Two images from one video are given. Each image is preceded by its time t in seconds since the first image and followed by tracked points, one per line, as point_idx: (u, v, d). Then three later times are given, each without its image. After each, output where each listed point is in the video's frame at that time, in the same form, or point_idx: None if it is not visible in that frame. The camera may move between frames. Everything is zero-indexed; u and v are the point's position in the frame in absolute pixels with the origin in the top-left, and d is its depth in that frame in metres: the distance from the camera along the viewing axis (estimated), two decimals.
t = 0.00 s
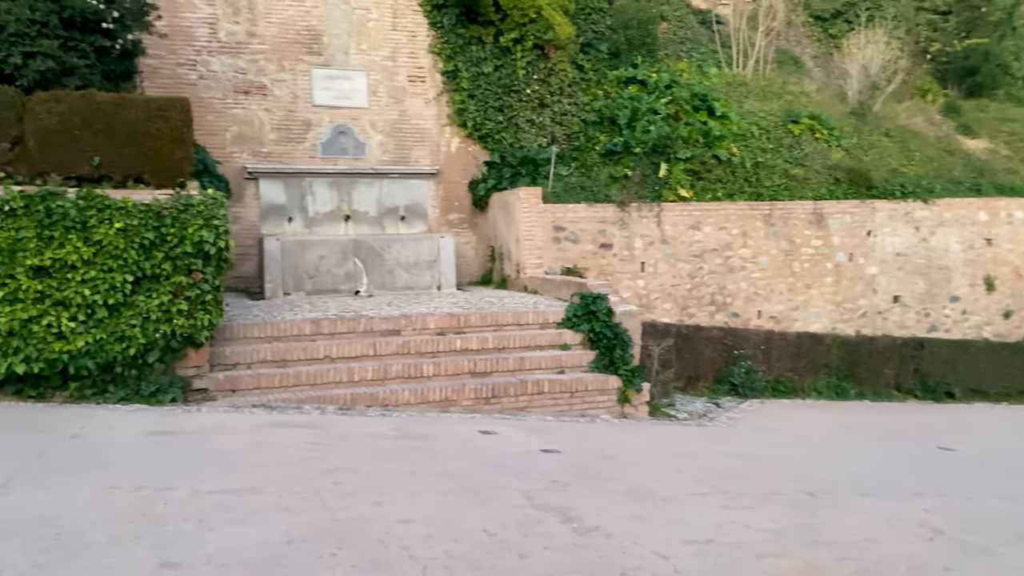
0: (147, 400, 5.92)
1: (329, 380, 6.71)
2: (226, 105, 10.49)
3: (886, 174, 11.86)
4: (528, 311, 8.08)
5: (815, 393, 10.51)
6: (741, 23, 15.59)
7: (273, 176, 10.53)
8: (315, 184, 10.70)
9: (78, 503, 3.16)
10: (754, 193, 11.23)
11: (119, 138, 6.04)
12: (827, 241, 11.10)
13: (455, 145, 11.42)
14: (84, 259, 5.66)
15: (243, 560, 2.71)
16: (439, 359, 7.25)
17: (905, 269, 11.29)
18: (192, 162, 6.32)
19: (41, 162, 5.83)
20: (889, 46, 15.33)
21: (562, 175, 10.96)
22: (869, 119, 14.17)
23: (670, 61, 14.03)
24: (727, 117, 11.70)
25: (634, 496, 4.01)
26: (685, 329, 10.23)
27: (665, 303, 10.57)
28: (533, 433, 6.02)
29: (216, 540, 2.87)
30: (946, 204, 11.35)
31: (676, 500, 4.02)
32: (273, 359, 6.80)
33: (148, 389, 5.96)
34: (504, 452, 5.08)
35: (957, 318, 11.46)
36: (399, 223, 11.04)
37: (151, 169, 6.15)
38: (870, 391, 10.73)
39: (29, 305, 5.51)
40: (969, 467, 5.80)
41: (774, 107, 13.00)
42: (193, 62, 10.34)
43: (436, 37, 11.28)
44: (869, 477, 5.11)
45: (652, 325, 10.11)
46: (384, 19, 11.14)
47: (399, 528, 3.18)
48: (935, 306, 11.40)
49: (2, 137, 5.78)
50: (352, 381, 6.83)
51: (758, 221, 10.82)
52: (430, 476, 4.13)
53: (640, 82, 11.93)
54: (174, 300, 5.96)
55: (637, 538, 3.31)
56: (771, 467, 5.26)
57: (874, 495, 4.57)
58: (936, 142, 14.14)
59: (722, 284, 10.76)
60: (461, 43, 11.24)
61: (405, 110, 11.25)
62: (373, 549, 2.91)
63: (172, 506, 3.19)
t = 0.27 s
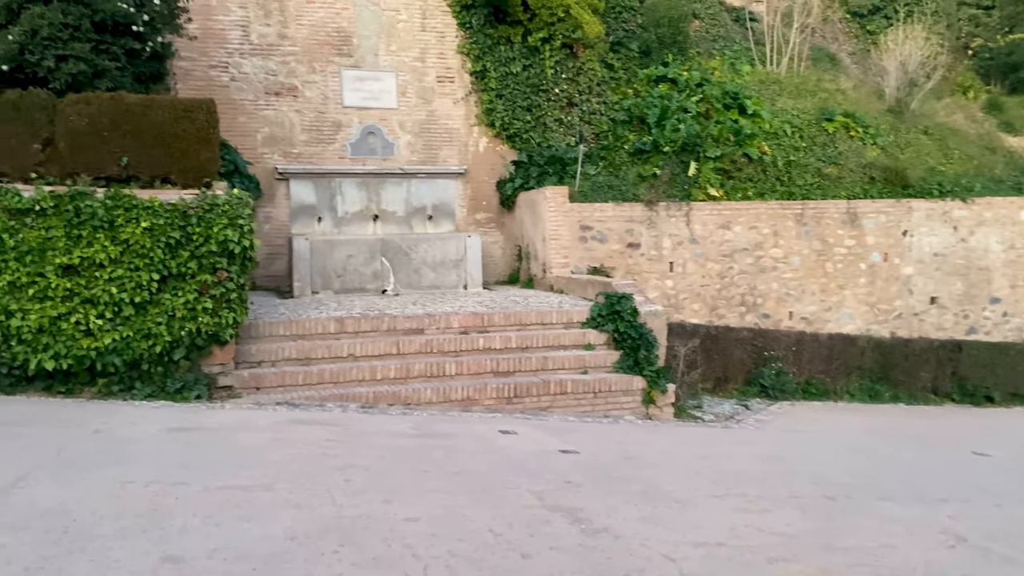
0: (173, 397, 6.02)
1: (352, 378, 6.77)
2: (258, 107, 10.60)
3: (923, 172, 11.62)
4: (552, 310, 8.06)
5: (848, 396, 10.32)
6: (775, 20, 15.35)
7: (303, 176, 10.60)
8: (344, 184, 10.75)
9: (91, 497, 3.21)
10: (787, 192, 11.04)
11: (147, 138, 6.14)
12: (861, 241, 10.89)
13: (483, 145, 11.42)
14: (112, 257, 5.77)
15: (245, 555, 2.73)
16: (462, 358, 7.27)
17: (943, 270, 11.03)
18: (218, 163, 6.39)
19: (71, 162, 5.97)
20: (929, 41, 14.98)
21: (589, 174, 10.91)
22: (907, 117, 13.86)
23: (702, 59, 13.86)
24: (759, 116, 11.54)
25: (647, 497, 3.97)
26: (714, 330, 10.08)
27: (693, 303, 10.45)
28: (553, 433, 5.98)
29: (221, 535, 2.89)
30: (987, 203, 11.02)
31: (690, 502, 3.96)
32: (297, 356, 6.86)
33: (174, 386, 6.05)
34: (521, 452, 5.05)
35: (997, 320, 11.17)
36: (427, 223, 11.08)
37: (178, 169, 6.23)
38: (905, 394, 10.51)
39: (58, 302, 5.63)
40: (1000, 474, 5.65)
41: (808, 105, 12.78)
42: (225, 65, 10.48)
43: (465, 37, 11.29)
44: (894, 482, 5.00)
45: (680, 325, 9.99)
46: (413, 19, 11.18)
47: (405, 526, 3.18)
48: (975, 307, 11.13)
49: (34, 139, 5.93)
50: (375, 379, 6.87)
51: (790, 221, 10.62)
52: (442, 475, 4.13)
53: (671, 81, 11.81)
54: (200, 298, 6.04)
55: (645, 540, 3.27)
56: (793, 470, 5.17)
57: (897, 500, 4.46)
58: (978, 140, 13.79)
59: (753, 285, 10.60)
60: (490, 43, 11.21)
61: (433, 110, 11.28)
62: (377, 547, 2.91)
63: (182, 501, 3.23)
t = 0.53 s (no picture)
0: (194, 395, 6.08)
1: (371, 378, 6.80)
2: (284, 109, 10.69)
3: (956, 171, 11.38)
4: (572, 311, 8.03)
5: (876, 399, 10.13)
6: (805, 18, 15.12)
7: (328, 177, 10.64)
8: (368, 185, 10.77)
9: (100, 494, 3.26)
10: (814, 192, 10.87)
11: (169, 140, 6.24)
12: (891, 242, 10.70)
13: (507, 146, 11.43)
14: (134, 257, 5.86)
15: (246, 553, 2.75)
16: (480, 359, 7.27)
17: (976, 271, 10.82)
18: (239, 164, 6.46)
19: (95, 164, 6.11)
20: (963, 38, 14.66)
21: (613, 174, 10.84)
22: (941, 115, 13.57)
23: (730, 58, 13.70)
24: (786, 115, 11.40)
25: (656, 500, 3.93)
26: (739, 332, 9.93)
27: (718, 304, 10.32)
28: (569, 436, 5.94)
29: (223, 533, 2.92)
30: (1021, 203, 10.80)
31: (700, 506, 3.92)
32: (317, 356, 6.90)
33: (194, 385, 6.12)
34: (534, 454, 5.03)
35: None
36: (450, 224, 11.09)
37: (199, 170, 6.32)
38: (936, 398, 10.31)
39: (81, 302, 5.74)
40: None
41: (838, 104, 12.59)
42: (252, 67, 10.58)
43: (489, 38, 11.30)
44: (914, 488, 4.90)
45: (705, 327, 9.87)
46: (437, 21, 11.22)
47: (407, 526, 3.18)
48: (1009, 309, 10.91)
49: (60, 141, 6.09)
50: (394, 379, 6.90)
51: (817, 221, 10.44)
52: (451, 476, 4.13)
53: (697, 80, 11.74)
54: (220, 298, 6.11)
55: (648, 543, 3.24)
56: (810, 475, 5.09)
57: (915, 506, 4.38)
58: (1014, 138, 13.47)
59: (779, 286, 10.43)
60: (514, 44, 11.21)
61: (457, 111, 11.30)
62: (376, 547, 2.92)
63: (189, 499, 3.27)
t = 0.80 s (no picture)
0: (208, 392, 6.14)
1: (383, 376, 6.85)
2: (303, 109, 10.77)
3: (980, 169, 11.21)
4: (585, 311, 8.02)
5: (897, 401, 9.99)
6: (829, 15, 14.95)
7: (346, 177, 10.72)
8: (386, 185, 10.84)
9: (103, 487, 3.31)
10: (834, 191, 10.76)
11: (184, 140, 6.32)
12: (913, 241, 10.55)
13: (525, 145, 11.44)
14: (149, 256, 5.95)
15: (239, 545, 2.79)
16: (493, 358, 7.29)
17: (1000, 271, 10.68)
18: (253, 164, 6.54)
19: (112, 164, 6.21)
20: (990, 34, 14.42)
21: (630, 173, 10.81)
22: (966, 113, 13.36)
23: (751, 56, 13.58)
24: (807, 113, 11.31)
25: (657, 500, 3.91)
26: (757, 332, 9.80)
27: (736, 304, 10.22)
28: (578, 435, 5.92)
29: (219, 526, 2.95)
30: None
31: (701, 505, 3.90)
32: (330, 354, 6.95)
33: (208, 381, 6.18)
34: (540, 452, 5.04)
35: None
36: (467, 223, 11.12)
37: (214, 170, 6.40)
38: (958, 400, 10.16)
39: (97, 299, 5.84)
40: None
41: (860, 102, 12.44)
42: (272, 68, 10.68)
43: (507, 37, 11.30)
44: (924, 490, 4.84)
45: (722, 327, 9.78)
46: (455, 21, 11.25)
47: (402, 522, 3.20)
48: None
49: (79, 141, 6.20)
50: (406, 377, 6.94)
51: (837, 220, 10.33)
52: (453, 474, 4.14)
53: (717, 78, 11.70)
54: (234, 296, 6.17)
55: (643, 542, 3.23)
56: (819, 476, 5.04)
57: (923, 508, 4.32)
58: None
59: (798, 286, 10.33)
60: (532, 43, 11.17)
61: (475, 111, 11.34)
62: (369, 541, 2.94)
63: (188, 493, 3.31)
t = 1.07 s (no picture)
0: (216, 387, 6.20)
1: (391, 373, 6.87)
2: (317, 108, 10.84)
3: (1000, 166, 11.05)
4: (594, 309, 8.00)
5: (913, 401, 9.87)
6: (847, 11, 14.78)
7: (359, 176, 10.76)
8: (399, 184, 10.87)
9: (100, 479, 3.36)
10: (849, 188, 10.66)
11: (194, 139, 6.39)
12: (931, 240, 10.42)
13: (538, 144, 11.43)
14: (158, 253, 6.02)
15: (227, 537, 2.81)
16: (500, 356, 7.29)
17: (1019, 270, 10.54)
18: (261, 163, 6.60)
19: (123, 162, 6.29)
20: (1013, 29, 14.20)
21: (643, 171, 10.76)
22: (987, 110, 13.17)
23: (767, 53, 13.47)
24: (823, 110, 11.19)
25: (654, 497, 3.90)
26: (769, 332, 9.71)
27: (750, 303, 10.15)
28: (582, 432, 5.91)
29: (210, 519, 2.98)
30: None
31: (698, 503, 3.87)
32: (338, 351, 6.99)
33: (217, 377, 6.24)
34: (542, 449, 5.03)
35: None
36: (480, 222, 11.12)
37: (223, 168, 6.46)
38: (976, 400, 10.03)
39: (107, 296, 5.92)
40: None
41: (878, 98, 12.29)
42: (286, 67, 10.75)
43: (520, 35, 11.29)
44: (930, 489, 4.78)
45: (735, 326, 9.71)
46: (468, 20, 11.25)
47: (393, 516, 3.21)
48: None
49: (90, 140, 6.27)
50: (413, 375, 6.96)
51: (852, 218, 10.22)
52: (450, 470, 4.15)
53: (732, 76, 11.62)
54: (242, 293, 6.22)
55: (634, 538, 3.22)
56: (824, 475, 4.99)
57: (925, 508, 4.27)
58: None
59: (812, 285, 10.24)
60: (545, 41, 11.16)
61: (487, 109, 11.34)
62: (357, 535, 2.96)
63: (183, 486, 3.35)
